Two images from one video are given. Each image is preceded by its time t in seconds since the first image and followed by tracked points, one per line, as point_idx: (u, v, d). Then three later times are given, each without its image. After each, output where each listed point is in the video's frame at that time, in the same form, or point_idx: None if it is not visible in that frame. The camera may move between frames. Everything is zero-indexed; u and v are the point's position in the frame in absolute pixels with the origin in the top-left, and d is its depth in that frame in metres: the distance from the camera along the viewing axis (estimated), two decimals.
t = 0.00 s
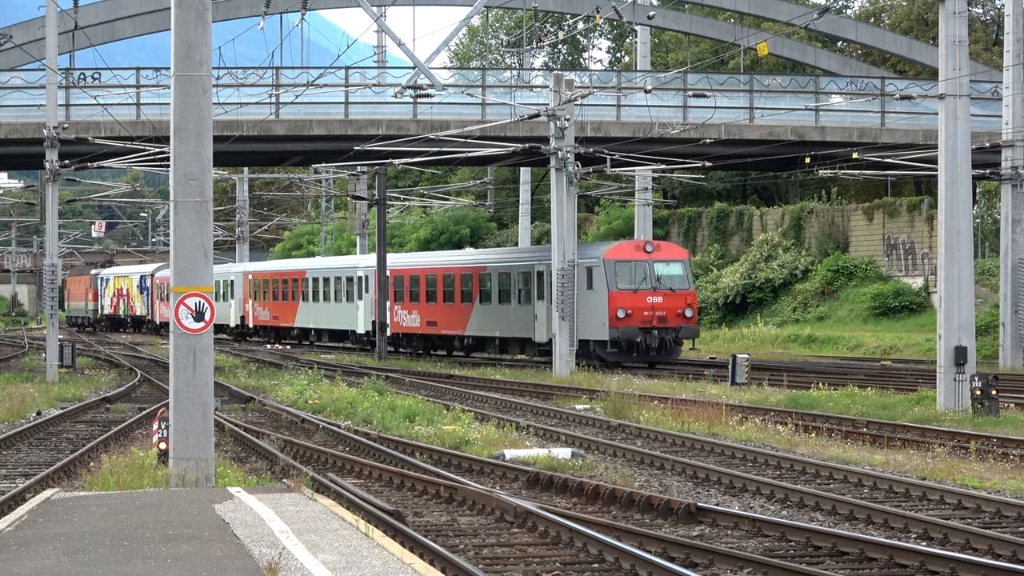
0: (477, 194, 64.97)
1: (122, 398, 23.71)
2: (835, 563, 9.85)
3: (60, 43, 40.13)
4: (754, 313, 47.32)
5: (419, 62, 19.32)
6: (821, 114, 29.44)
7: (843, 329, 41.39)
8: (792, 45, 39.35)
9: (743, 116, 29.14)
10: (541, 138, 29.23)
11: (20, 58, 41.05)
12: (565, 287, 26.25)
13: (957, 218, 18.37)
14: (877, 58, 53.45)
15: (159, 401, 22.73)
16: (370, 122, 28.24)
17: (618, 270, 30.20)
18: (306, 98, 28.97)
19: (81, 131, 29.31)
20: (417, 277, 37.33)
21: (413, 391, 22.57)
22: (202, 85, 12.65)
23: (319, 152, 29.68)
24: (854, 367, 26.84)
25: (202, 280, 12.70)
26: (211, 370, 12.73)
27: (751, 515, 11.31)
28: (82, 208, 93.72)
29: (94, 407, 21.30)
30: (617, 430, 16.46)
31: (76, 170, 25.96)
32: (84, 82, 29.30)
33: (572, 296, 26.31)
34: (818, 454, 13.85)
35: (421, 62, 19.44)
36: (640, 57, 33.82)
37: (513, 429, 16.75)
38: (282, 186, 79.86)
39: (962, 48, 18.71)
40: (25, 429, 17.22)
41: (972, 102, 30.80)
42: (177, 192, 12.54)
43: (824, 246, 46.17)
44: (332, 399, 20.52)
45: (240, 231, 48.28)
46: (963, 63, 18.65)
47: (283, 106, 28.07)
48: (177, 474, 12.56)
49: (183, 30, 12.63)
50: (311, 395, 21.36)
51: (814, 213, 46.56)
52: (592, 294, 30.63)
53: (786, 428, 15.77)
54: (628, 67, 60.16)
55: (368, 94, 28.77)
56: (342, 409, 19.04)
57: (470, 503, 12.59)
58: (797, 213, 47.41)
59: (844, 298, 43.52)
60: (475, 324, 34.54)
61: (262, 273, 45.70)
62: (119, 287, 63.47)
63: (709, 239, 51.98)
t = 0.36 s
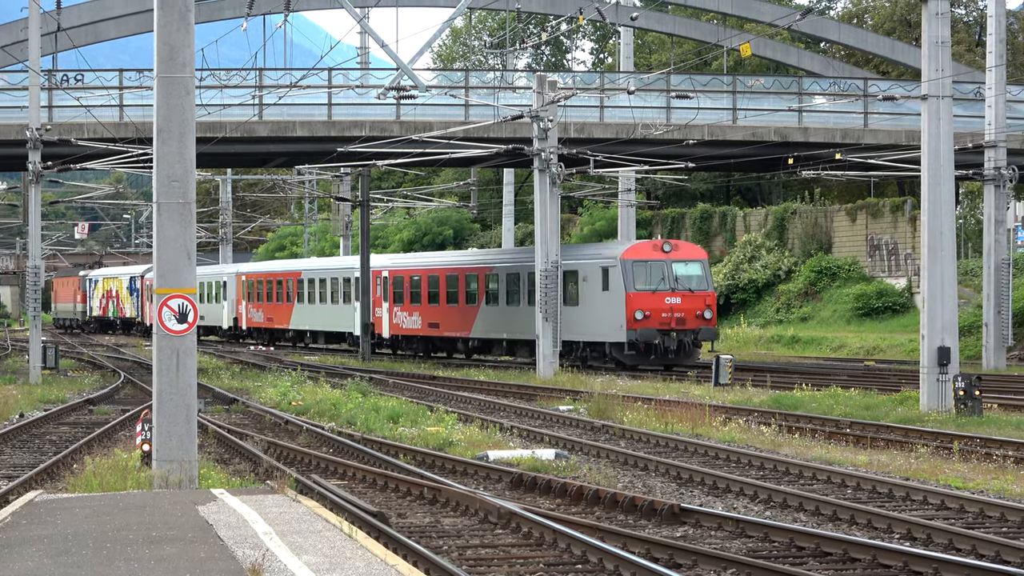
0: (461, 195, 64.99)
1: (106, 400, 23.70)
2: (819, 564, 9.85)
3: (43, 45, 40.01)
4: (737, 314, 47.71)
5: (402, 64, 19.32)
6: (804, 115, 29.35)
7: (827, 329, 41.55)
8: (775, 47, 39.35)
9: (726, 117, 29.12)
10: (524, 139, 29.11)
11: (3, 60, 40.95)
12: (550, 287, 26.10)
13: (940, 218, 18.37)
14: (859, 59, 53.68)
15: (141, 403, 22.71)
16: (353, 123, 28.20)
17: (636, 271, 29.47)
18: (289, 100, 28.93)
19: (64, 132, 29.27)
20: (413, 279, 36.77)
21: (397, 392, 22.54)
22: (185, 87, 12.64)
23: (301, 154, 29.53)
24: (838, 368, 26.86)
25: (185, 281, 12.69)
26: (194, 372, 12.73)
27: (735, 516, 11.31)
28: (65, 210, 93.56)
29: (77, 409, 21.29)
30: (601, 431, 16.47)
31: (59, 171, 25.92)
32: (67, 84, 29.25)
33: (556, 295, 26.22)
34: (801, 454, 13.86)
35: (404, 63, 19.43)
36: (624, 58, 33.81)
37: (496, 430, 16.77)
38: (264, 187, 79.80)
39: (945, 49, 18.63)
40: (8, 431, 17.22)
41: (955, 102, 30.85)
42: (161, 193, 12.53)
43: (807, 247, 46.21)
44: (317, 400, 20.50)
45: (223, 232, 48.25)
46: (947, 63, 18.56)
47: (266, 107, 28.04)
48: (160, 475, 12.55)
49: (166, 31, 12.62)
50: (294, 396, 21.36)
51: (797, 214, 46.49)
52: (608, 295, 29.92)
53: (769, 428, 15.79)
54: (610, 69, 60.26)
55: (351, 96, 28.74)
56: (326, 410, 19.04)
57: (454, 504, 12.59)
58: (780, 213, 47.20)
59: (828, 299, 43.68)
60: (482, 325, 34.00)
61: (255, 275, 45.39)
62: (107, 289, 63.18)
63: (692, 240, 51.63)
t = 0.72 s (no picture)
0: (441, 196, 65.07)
1: (85, 400, 23.69)
2: (800, 565, 9.84)
3: (25, 44, 39.93)
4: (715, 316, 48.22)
5: (383, 64, 19.40)
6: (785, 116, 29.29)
7: (807, 331, 41.65)
8: (754, 48, 39.36)
9: (707, 118, 29.15)
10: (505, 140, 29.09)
11: None
12: (530, 289, 26.36)
13: (920, 221, 18.36)
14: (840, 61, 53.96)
15: (120, 403, 22.69)
16: (334, 124, 28.17)
17: (652, 272, 28.30)
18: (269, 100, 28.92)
19: (45, 132, 29.22)
20: (411, 279, 36.30)
21: (377, 393, 22.53)
22: (165, 87, 12.62)
23: (281, 154, 29.61)
24: (819, 370, 26.93)
25: (165, 281, 12.68)
26: (173, 373, 12.70)
27: (714, 518, 11.31)
28: (44, 209, 93.32)
29: (56, 409, 21.27)
30: (581, 432, 16.50)
31: (39, 171, 25.89)
32: (48, 84, 29.20)
33: (534, 296, 26.59)
34: (781, 456, 13.87)
35: (384, 64, 19.46)
36: (604, 60, 33.81)
37: (476, 432, 16.80)
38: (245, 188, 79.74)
39: (925, 52, 18.62)
40: None
41: (936, 104, 30.91)
42: (140, 194, 12.52)
43: (788, 248, 46.44)
44: (296, 402, 20.50)
45: (205, 232, 48.46)
46: (927, 66, 18.57)
47: (247, 108, 28.02)
48: (140, 476, 12.55)
49: (146, 31, 12.61)
50: (274, 397, 21.37)
51: (778, 216, 46.73)
52: (623, 296, 28.67)
53: (749, 430, 15.83)
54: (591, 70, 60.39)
55: (331, 96, 28.73)
56: (305, 411, 19.04)
57: (433, 505, 12.59)
58: (761, 215, 47.49)
59: (807, 301, 43.92)
60: (487, 328, 33.43)
61: (245, 275, 45.35)
62: (93, 288, 62.88)
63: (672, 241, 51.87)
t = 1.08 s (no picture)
0: (418, 198, 65.17)
1: (62, 401, 23.71)
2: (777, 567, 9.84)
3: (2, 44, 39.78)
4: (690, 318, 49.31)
5: (360, 65, 19.33)
6: (762, 118, 29.29)
7: (785, 334, 42.19)
8: (732, 50, 39.33)
9: (684, 120, 29.19)
10: (482, 141, 29.07)
11: None
12: (508, 290, 26.51)
13: (897, 222, 18.37)
14: (817, 63, 54.23)
15: (97, 404, 22.69)
16: (311, 125, 28.16)
17: (671, 272, 27.94)
18: (246, 101, 28.86)
19: (22, 132, 29.14)
20: (409, 279, 35.65)
21: (354, 395, 22.55)
22: (142, 88, 12.59)
23: (258, 155, 29.69)
24: (797, 372, 27.14)
25: (143, 282, 12.67)
26: (151, 374, 12.70)
27: (691, 519, 11.33)
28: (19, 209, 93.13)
29: (33, 410, 21.28)
30: (558, 433, 16.53)
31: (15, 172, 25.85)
32: (25, 84, 29.13)
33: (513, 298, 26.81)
34: (758, 457, 13.91)
35: (363, 65, 19.45)
36: (581, 61, 33.86)
37: (454, 433, 16.87)
38: (223, 188, 79.77)
39: (902, 53, 18.72)
40: None
41: (913, 107, 30.98)
42: (118, 195, 12.51)
43: (765, 250, 47.21)
44: (273, 402, 20.51)
45: (180, 233, 48.99)
46: (904, 68, 18.62)
47: (225, 109, 27.97)
48: (117, 477, 12.54)
49: (123, 32, 12.57)
50: (252, 397, 21.40)
51: (755, 218, 47.52)
52: (640, 296, 28.30)
53: (726, 432, 15.88)
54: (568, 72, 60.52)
55: (309, 97, 28.66)
56: (282, 411, 19.07)
57: (411, 506, 12.59)
58: (737, 217, 48.21)
59: (785, 302, 44.72)
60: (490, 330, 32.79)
61: (233, 276, 45.30)
62: (77, 289, 62.68)
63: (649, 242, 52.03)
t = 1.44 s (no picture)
0: (394, 199, 65.33)
1: (36, 403, 23.67)
2: (751, 568, 9.85)
3: None
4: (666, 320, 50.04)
5: (337, 67, 19.46)
6: (737, 119, 29.28)
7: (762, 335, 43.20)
8: (708, 51, 39.40)
9: (660, 122, 29.19)
10: (458, 142, 29.13)
11: None
12: (482, 293, 26.47)
13: (872, 224, 18.40)
14: (792, 64, 54.58)
15: (71, 405, 22.67)
16: (286, 126, 28.17)
17: (688, 272, 26.92)
18: (222, 102, 28.81)
19: None
20: (406, 279, 35.28)
21: (329, 395, 22.57)
22: (118, 88, 12.57)
23: (233, 156, 29.72)
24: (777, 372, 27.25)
25: (118, 283, 12.66)
26: (126, 374, 12.69)
27: (667, 520, 11.33)
28: None
29: (6, 412, 21.24)
30: (533, 434, 16.56)
31: None
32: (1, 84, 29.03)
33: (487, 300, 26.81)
34: (733, 458, 13.95)
35: (339, 66, 19.53)
36: (556, 62, 33.87)
37: (429, 434, 16.91)
38: (199, 189, 79.84)
39: (877, 55, 18.67)
40: None
41: (888, 108, 31.04)
42: (93, 196, 12.49)
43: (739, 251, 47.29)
44: (247, 403, 20.53)
45: (155, 234, 49.08)
46: (878, 70, 18.54)
47: (201, 110, 27.93)
48: (91, 478, 12.51)
49: (99, 32, 12.55)
50: (226, 398, 21.43)
51: (730, 219, 47.53)
52: (658, 297, 27.21)
53: (702, 433, 15.93)
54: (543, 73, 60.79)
55: (284, 98, 28.66)
56: (257, 413, 19.08)
57: (386, 507, 12.60)
58: (713, 218, 48.20)
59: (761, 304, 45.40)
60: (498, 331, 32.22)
61: (219, 277, 45.28)
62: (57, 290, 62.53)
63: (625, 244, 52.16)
